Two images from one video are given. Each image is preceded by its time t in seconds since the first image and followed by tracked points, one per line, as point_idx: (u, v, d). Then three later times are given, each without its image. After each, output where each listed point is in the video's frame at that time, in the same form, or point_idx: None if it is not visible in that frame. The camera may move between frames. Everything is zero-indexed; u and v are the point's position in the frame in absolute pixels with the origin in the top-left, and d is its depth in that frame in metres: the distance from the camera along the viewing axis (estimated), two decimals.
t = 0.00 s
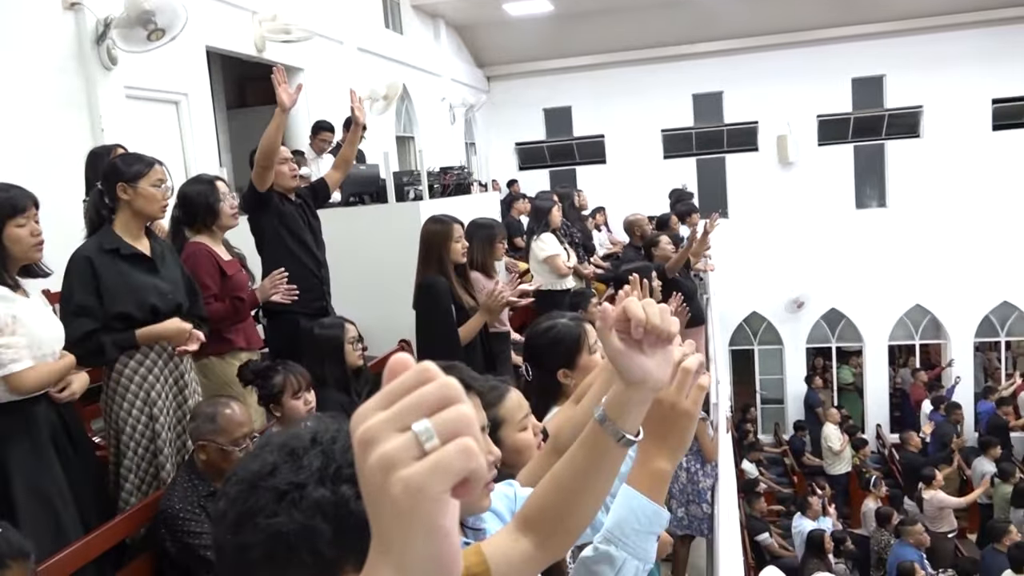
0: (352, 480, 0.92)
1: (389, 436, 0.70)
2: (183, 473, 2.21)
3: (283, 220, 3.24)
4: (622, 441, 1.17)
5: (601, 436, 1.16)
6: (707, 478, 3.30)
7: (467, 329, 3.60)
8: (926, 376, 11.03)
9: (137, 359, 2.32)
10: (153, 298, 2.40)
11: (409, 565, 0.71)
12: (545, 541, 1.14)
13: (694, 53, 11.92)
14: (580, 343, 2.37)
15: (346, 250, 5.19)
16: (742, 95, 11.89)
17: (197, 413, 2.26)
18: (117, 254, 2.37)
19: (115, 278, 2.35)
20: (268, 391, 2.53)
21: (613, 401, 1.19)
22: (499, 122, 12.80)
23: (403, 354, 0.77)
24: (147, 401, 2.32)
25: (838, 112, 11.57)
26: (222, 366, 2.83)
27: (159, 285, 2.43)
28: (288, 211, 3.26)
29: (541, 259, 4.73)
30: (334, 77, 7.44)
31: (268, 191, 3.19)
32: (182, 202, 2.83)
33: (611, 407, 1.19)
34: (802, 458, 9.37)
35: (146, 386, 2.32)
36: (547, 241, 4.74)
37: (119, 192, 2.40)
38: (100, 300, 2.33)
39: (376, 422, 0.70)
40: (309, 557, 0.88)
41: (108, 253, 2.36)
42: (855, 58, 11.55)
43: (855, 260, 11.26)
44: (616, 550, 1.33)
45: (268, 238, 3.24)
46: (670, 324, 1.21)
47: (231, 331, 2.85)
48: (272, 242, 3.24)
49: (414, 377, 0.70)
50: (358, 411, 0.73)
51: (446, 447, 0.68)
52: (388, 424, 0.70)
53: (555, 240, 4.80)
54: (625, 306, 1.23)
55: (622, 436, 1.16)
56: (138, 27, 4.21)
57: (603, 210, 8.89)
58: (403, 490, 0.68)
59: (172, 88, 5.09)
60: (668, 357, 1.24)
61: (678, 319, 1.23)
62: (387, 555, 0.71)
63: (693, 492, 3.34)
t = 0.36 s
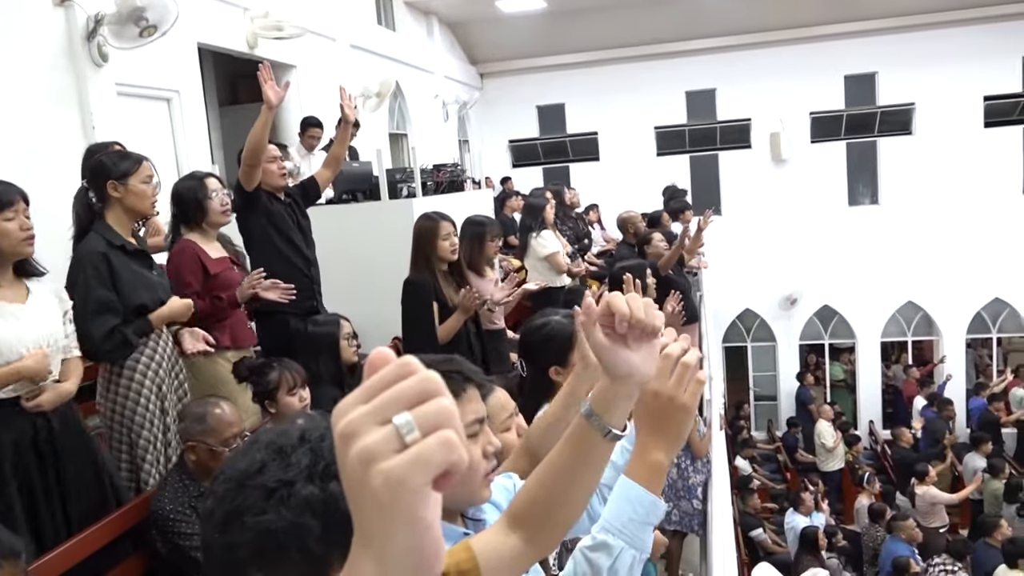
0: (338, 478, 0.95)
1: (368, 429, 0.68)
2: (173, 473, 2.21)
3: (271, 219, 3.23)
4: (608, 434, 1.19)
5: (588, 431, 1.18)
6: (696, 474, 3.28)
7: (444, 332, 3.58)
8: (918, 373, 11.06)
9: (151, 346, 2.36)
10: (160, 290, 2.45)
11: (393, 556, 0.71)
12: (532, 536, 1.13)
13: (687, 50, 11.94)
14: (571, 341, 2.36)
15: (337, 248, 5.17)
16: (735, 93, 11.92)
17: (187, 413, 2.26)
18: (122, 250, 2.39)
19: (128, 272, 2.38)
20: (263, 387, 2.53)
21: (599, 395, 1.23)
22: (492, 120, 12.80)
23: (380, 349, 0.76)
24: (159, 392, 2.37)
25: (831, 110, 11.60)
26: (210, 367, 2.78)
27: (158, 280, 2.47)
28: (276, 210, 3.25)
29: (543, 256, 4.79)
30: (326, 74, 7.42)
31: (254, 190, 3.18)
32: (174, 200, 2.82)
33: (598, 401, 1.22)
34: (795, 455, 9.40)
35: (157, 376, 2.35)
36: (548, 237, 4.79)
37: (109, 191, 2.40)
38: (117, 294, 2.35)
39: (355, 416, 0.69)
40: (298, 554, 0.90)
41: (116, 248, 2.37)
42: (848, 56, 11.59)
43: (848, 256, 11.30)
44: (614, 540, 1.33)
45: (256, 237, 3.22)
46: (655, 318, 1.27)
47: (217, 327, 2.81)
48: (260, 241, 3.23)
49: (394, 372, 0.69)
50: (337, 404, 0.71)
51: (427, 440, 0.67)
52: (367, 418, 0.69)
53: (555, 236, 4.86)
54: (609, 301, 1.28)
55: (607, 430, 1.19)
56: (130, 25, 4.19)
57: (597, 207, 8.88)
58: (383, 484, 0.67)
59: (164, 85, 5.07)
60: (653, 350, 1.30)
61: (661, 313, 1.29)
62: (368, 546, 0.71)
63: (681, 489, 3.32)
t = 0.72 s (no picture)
0: (346, 467, 0.96)
1: (375, 406, 0.69)
2: (175, 470, 2.21)
3: (270, 216, 3.23)
4: (610, 426, 1.19)
5: (589, 422, 1.18)
6: (696, 467, 3.21)
7: (441, 324, 3.53)
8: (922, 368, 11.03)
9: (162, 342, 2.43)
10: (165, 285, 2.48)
11: (402, 530, 0.71)
12: (537, 525, 1.14)
13: (690, 44, 11.92)
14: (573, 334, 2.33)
15: (341, 243, 5.18)
16: (739, 87, 11.89)
17: (187, 410, 2.25)
18: (128, 246, 2.41)
19: (134, 267, 2.40)
20: (270, 379, 2.53)
21: (601, 386, 1.25)
22: (495, 115, 12.78)
23: (387, 333, 0.76)
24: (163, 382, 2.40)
25: (835, 104, 11.58)
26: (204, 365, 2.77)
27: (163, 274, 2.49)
28: (275, 206, 3.24)
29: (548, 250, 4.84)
30: (329, 68, 7.41)
31: (254, 187, 3.21)
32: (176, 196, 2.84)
33: (599, 393, 1.23)
34: (798, 450, 9.38)
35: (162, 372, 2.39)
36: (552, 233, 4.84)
37: (108, 186, 2.40)
38: (125, 288, 2.38)
39: (363, 394, 0.69)
40: (305, 544, 0.91)
41: (122, 244, 2.40)
42: (852, 49, 11.56)
43: (852, 251, 11.26)
44: (615, 526, 1.31)
45: (255, 234, 3.22)
46: (655, 311, 1.30)
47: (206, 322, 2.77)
48: (260, 237, 3.22)
49: (402, 353, 0.70)
50: (346, 384, 0.72)
51: (433, 416, 0.67)
52: (376, 395, 0.69)
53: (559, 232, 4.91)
54: (610, 294, 1.32)
55: (609, 421, 1.19)
56: (134, 20, 4.19)
57: (600, 203, 8.86)
58: (392, 459, 0.67)
59: (167, 80, 5.08)
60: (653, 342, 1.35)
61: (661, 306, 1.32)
62: (378, 519, 0.72)
63: (681, 481, 3.24)
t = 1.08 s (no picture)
0: (358, 449, 0.94)
1: (387, 376, 0.68)
2: (178, 461, 2.20)
3: (271, 209, 3.23)
4: (615, 409, 1.20)
5: (595, 405, 1.20)
6: (698, 457, 3.20)
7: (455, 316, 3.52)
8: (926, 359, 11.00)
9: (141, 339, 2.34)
10: (154, 281, 2.42)
11: (413, 498, 0.70)
12: (544, 509, 1.19)
13: (694, 35, 11.88)
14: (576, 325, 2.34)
15: (343, 236, 5.17)
16: (743, 78, 11.84)
17: (189, 402, 2.23)
18: (117, 239, 2.38)
19: (116, 261, 2.36)
20: (275, 371, 2.52)
21: (604, 369, 1.22)
22: (498, 107, 12.74)
23: (399, 306, 0.75)
24: (150, 385, 2.34)
25: (840, 95, 11.52)
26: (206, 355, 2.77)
27: (158, 269, 2.44)
28: (276, 199, 3.24)
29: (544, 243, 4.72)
30: (331, 60, 7.38)
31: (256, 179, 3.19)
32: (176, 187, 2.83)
33: (603, 375, 1.22)
34: (803, 442, 9.37)
35: (148, 368, 2.34)
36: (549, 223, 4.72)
37: (108, 174, 2.39)
38: (103, 284, 2.35)
39: (374, 364, 0.68)
40: (319, 526, 0.90)
41: (108, 237, 2.37)
42: (857, 40, 11.50)
43: (857, 243, 11.22)
44: (615, 510, 1.30)
45: (256, 227, 3.21)
46: (658, 292, 1.23)
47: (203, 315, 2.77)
48: (261, 230, 3.21)
49: (410, 326, 0.69)
50: (357, 356, 0.71)
51: (444, 384, 0.67)
52: (386, 366, 0.68)
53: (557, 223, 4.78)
54: (611, 276, 1.25)
55: (614, 404, 1.20)
56: (136, 13, 4.17)
57: (604, 194, 8.84)
58: (404, 425, 0.67)
59: (169, 72, 5.06)
60: (657, 325, 1.25)
61: (664, 288, 1.25)
62: (389, 488, 0.70)
63: (681, 472, 3.24)
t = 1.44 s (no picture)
0: (379, 435, 0.94)
1: (416, 355, 0.69)
2: (187, 454, 2.20)
3: (277, 204, 3.22)
4: (630, 402, 1.20)
5: (610, 398, 1.20)
6: (702, 455, 3.21)
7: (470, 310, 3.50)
8: (933, 357, 10.95)
9: (129, 336, 2.31)
10: (141, 278, 2.38)
11: (441, 473, 0.70)
12: (560, 499, 1.21)
13: (701, 31, 11.86)
14: (582, 322, 2.34)
15: (350, 232, 5.18)
16: (751, 74, 11.81)
17: (199, 395, 2.22)
18: (112, 234, 2.37)
19: (106, 256, 2.35)
20: (280, 368, 2.53)
21: (621, 361, 1.22)
22: (505, 103, 12.73)
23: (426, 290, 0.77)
24: (137, 382, 2.30)
25: (847, 92, 11.48)
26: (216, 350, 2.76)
27: (150, 266, 2.41)
28: (281, 194, 3.23)
29: (542, 240, 4.69)
30: (338, 57, 7.39)
31: (261, 174, 3.17)
32: (181, 183, 2.83)
33: (619, 368, 1.22)
34: (809, 440, 9.35)
35: (135, 365, 2.31)
36: (547, 221, 4.71)
37: (115, 168, 2.40)
38: (87, 277, 2.34)
39: (402, 344, 0.70)
40: (341, 511, 0.88)
41: (102, 232, 2.36)
42: (865, 36, 11.46)
43: (864, 240, 11.19)
44: (621, 506, 1.29)
45: (262, 222, 3.21)
46: (674, 288, 1.22)
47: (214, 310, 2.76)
48: (267, 226, 3.22)
49: (435, 309, 0.71)
50: (386, 337, 0.73)
51: (471, 361, 0.68)
52: (414, 345, 0.69)
53: (556, 220, 4.77)
54: (628, 271, 1.24)
55: (630, 397, 1.20)
56: (145, 9, 4.17)
57: (610, 191, 8.84)
58: (431, 400, 0.68)
59: (177, 68, 5.07)
60: (674, 320, 1.24)
61: (681, 282, 1.24)
62: (416, 462, 0.71)
63: (686, 469, 3.24)
